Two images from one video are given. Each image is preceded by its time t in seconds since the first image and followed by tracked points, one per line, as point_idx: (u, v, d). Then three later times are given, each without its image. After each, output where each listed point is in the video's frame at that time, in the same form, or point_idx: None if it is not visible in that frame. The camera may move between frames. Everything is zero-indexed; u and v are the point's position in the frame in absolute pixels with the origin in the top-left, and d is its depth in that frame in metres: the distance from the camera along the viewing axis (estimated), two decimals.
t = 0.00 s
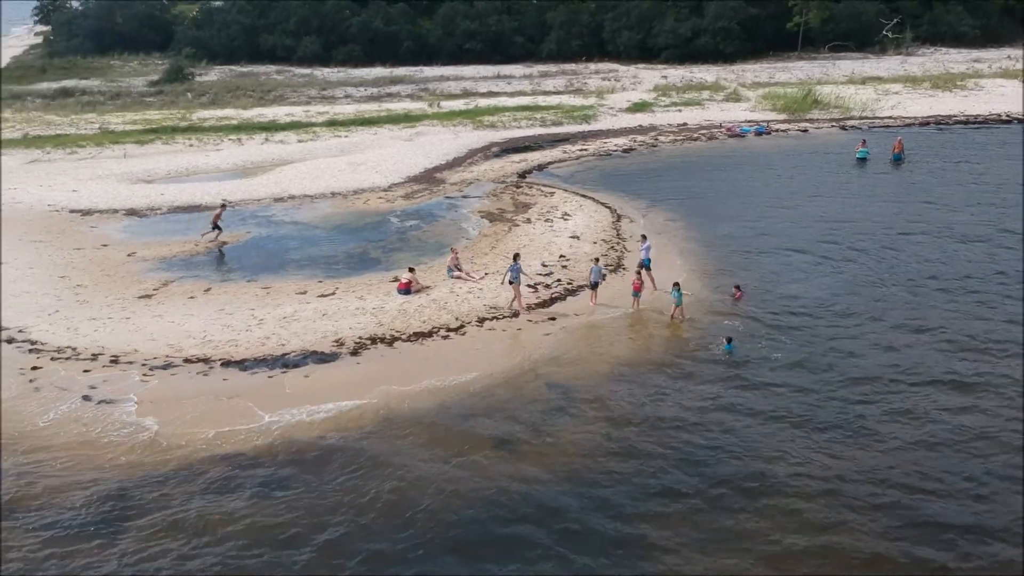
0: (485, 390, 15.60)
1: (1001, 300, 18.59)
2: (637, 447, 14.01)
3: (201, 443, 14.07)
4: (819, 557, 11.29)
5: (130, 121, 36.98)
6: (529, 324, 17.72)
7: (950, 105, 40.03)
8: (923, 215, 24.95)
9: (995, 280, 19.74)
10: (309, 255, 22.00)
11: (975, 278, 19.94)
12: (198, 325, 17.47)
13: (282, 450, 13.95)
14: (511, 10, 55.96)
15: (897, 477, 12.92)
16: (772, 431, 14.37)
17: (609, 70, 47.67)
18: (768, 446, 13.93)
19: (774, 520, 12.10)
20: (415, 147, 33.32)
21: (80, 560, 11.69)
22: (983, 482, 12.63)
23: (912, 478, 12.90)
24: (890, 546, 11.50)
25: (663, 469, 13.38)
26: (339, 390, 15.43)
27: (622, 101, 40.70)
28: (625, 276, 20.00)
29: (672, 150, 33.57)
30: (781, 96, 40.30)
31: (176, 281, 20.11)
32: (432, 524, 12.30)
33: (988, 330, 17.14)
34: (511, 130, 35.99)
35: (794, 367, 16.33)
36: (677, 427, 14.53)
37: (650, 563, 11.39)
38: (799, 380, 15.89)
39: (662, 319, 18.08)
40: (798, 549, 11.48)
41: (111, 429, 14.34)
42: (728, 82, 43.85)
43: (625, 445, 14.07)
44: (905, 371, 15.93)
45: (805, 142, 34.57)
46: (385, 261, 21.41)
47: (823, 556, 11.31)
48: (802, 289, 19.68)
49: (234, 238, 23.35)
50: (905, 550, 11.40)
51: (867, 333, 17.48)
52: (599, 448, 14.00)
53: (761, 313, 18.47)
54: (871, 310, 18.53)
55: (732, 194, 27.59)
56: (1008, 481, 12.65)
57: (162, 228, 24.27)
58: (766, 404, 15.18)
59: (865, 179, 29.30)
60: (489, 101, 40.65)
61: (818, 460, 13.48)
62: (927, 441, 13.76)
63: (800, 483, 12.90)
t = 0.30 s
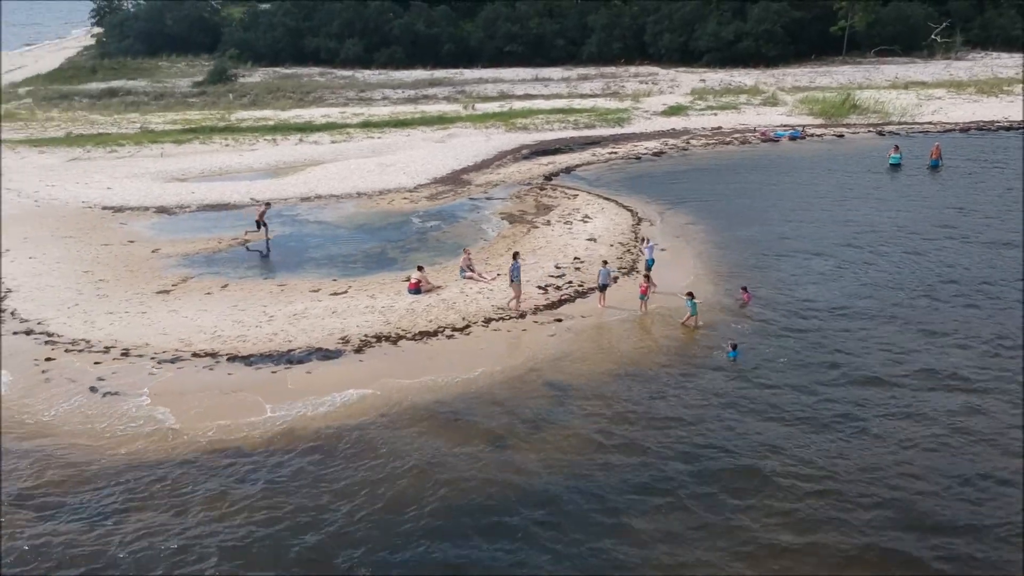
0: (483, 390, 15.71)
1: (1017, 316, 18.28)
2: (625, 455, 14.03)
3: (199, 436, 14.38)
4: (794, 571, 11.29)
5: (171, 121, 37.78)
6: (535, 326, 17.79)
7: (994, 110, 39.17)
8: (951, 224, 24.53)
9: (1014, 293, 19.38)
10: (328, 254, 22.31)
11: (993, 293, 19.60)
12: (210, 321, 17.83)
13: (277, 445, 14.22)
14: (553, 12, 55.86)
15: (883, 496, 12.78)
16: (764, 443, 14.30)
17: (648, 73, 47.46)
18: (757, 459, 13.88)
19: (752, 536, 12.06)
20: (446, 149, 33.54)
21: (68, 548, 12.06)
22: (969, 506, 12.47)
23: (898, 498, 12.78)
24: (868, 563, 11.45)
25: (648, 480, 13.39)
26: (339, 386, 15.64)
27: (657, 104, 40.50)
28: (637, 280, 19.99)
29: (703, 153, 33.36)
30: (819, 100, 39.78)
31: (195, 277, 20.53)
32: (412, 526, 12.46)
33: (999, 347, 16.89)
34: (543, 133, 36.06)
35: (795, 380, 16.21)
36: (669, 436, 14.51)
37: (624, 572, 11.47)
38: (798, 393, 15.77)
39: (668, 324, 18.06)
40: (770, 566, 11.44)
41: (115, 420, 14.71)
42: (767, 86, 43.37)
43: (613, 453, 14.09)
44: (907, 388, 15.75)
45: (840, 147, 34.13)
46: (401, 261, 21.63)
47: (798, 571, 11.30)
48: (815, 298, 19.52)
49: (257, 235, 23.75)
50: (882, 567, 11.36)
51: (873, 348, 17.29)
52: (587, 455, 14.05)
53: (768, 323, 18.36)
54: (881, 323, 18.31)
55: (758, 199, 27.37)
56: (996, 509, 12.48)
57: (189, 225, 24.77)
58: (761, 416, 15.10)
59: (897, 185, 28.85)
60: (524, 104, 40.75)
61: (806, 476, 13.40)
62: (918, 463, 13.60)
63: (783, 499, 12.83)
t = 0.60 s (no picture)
0: (482, 391, 15.78)
1: None
2: (615, 460, 13.98)
3: (198, 430, 14.64)
4: None
5: (210, 122, 38.47)
6: (541, 328, 17.82)
7: None
8: (981, 233, 24.03)
9: None
10: (347, 254, 22.55)
11: (1013, 305, 19.19)
12: (223, 317, 18.15)
13: (273, 440, 14.45)
14: (596, 16, 55.62)
15: (871, 515, 12.59)
16: (757, 453, 14.16)
17: (688, 77, 47.11)
18: (748, 468, 13.74)
19: (732, 548, 11.96)
20: (477, 151, 33.68)
21: (58, 537, 12.38)
22: (958, 530, 12.24)
23: (886, 516, 12.57)
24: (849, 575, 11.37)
25: (635, 485, 13.34)
26: (340, 385, 15.81)
27: (694, 108, 40.20)
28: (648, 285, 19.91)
29: (736, 158, 33.07)
30: (859, 106, 39.17)
31: (215, 275, 20.90)
32: (393, 525, 12.56)
33: (1011, 365, 16.60)
34: (576, 136, 36.04)
35: (797, 391, 16.02)
36: (662, 442, 14.44)
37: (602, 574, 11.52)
38: (798, 404, 15.62)
39: (676, 328, 17.98)
40: None
41: (118, 413, 15.04)
42: (808, 91, 42.81)
43: (603, 457, 14.06)
44: (910, 406, 15.49)
45: (877, 153, 33.61)
46: (418, 262, 21.79)
47: None
48: (829, 307, 19.31)
49: (281, 235, 24.09)
50: None
51: (881, 361, 17.02)
52: (576, 459, 14.04)
53: (778, 330, 18.18)
54: (894, 336, 18.02)
55: (785, 206, 27.10)
56: (987, 529, 12.29)
57: (216, 223, 25.20)
58: (758, 426, 14.95)
59: (930, 192, 28.34)
60: (560, 107, 40.73)
61: (796, 488, 13.24)
62: (913, 480, 13.44)
63: (769, 511, 12.69)
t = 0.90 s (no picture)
0: (487, 395, 15.83)
1: None
2: (611, 469, 13.95)
3: (204, 427, 14.91)
4: None
5: (255, 124, 39.13)
6: (552, 332, 17.81)
7: None
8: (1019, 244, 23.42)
9: None
10: (371, 255, 22.77)
11: None
12: (240, 316, 18.45)
13: (276, 439, 14.66)
14: (644, 21, 55.16)
15: (863, 539, 12.32)
16: (754, 469, 13.96)
17: (734, 83, 46.61)
18: (742, 485, 13.56)
19: (715, 569, 11.85)
20: (513, 155, 33.74)
21: (55, 528, 12.72)
22: (950, 559, 11.91)
23: (878, 541, 12.29)
24: None
25: (624, 499, 13.25)
26: (346, 385, 15.97)
27: (737, 114, 39.76)
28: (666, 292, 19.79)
29: (774, 165, 32.64)
30: (906, 113, 38.41)
31: (239, 274, 21.27)
32: (378, 533, 12.66)
33: None
34: (614, 141, 35.89)
35: (804, 405, 15.75)
36: (661, 453, 14.36)
37: None
38: (806, 416, 15.43)
39: (689, 336, 17.86)
40: None
41: (129, 408, 15.37)
42: (855, 97, 42.08)
43: (596, 467, 13.97)
44: (920, 426, 15.13)
45: (921, 161, 32.92)
46: (439, 264, 21.90)
47: None
48: (850, 318, 19.02)
49: (309, 236, 24.42)
50: None
51: (894, 379, 16.66)
52: (569, 469, 13.98)
53: (793, 341, 17.97)
54: (911, 354, 17.62)
55: (819, 213, 26.69)
56: (984, 552, 12.07)
57: (248, 224, 25.61)
58: (761, 438, 14.79)
59: (972, 201, 27.68)
60: (601, 112, 40.59)
61: (788, 507, 13.02)
62: (914, 499, 13.23)
63: (757, 531, 12.50)
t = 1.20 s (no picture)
0: (487, 396, 15.88)
1: None
2: (604, 470, 13.92)
3: (205, 422, 15.19)
4: None
5: (294, 125, 39.69)
6: (559, 335, 17.80)
7: None
8: None
9: None
10: (391, 256, 22.96)
11: None
12: (253, 313, 18.74)
13: (275, 434, 14.88)
14: (689, 24, 54.98)
15: (847, 548, 12.05)
16: (748, 475, 13.78)
17: (776, 87, 46.05)
18: (734, 490, 13.39)
19: (696, 569, 11.77)
20: (545, 157, 33.75)
21: (49, 515, 13.04)
22: (936, 573, 11.57)
23: (864, 550, 12.01)
24: None
25: (609, 503, 13.14)
26: (348, 383, 16.15)
27: (776, 119, 39.25)
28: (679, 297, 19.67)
29: (809, 170, 32.18)
30: (951, 119, 37.58)
31: (259, 272, 21.59)
32: (365, 526, 12.80)
33: None
34: (648, 145, 35.70)
35: (807, 411, 15.55)
36: (656, 455, 14.28)
37: None
38: (809, 422, 15.22)
39: (696, 341, 17.74)
40: None
41: (136, 402, 15.72)
42: (900, 102, 41.28)
43: (585, 471, 13.90)
44: (925, 434, 14.82)
45: (963, 167, 32.18)
46: (456, 266, 21.99)
47: None
48: (866, 326, 18.71)
49: (333, 236, 24.70)
50: None
51: (904, 387, 16.30)
52: (559, 471, 13.94)
53: (804, 347, 17.74)
54: (925, 361, 17.27)
55: (849, 219, 26.26)
56: (975, 563, 11.80)
57: (275, 223, 25.99)
58: (759, 443, 14.63)
59: (1009, 208, 26.99)
60: (638, 116, 40.39)
61: (779, 513, 12.84)
62: (909, 507, 12.98)
63: (743, 535, 12.34)
